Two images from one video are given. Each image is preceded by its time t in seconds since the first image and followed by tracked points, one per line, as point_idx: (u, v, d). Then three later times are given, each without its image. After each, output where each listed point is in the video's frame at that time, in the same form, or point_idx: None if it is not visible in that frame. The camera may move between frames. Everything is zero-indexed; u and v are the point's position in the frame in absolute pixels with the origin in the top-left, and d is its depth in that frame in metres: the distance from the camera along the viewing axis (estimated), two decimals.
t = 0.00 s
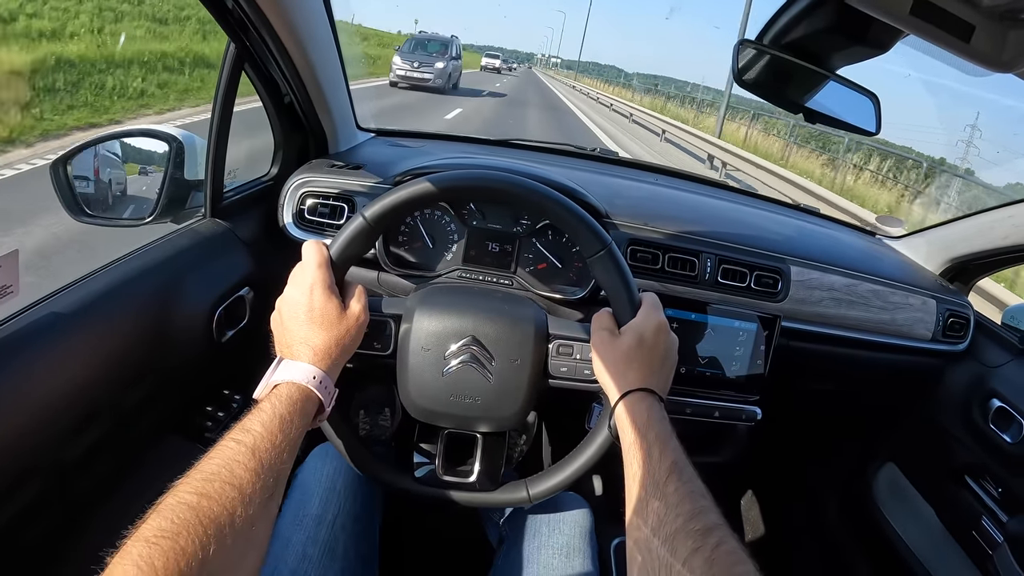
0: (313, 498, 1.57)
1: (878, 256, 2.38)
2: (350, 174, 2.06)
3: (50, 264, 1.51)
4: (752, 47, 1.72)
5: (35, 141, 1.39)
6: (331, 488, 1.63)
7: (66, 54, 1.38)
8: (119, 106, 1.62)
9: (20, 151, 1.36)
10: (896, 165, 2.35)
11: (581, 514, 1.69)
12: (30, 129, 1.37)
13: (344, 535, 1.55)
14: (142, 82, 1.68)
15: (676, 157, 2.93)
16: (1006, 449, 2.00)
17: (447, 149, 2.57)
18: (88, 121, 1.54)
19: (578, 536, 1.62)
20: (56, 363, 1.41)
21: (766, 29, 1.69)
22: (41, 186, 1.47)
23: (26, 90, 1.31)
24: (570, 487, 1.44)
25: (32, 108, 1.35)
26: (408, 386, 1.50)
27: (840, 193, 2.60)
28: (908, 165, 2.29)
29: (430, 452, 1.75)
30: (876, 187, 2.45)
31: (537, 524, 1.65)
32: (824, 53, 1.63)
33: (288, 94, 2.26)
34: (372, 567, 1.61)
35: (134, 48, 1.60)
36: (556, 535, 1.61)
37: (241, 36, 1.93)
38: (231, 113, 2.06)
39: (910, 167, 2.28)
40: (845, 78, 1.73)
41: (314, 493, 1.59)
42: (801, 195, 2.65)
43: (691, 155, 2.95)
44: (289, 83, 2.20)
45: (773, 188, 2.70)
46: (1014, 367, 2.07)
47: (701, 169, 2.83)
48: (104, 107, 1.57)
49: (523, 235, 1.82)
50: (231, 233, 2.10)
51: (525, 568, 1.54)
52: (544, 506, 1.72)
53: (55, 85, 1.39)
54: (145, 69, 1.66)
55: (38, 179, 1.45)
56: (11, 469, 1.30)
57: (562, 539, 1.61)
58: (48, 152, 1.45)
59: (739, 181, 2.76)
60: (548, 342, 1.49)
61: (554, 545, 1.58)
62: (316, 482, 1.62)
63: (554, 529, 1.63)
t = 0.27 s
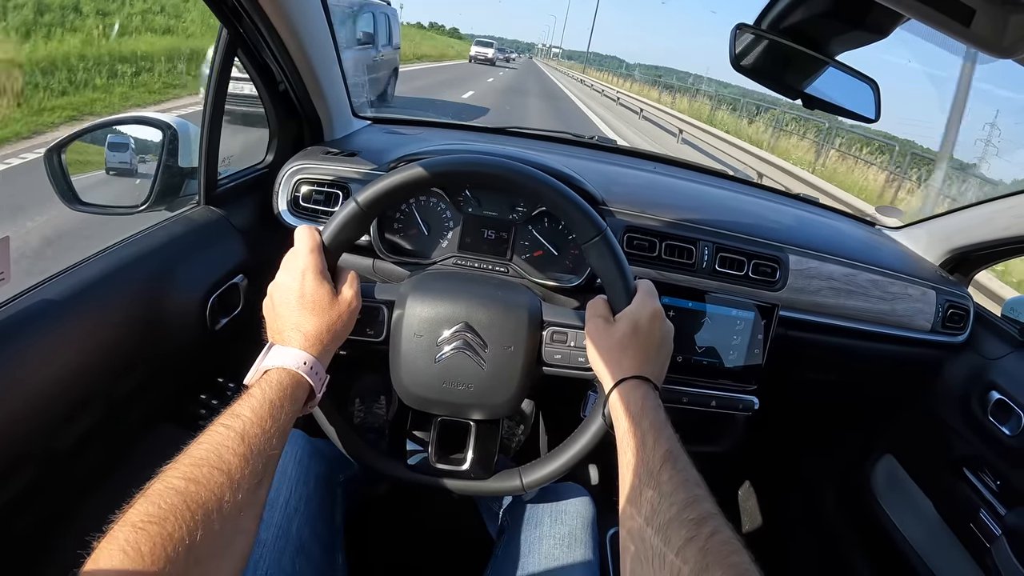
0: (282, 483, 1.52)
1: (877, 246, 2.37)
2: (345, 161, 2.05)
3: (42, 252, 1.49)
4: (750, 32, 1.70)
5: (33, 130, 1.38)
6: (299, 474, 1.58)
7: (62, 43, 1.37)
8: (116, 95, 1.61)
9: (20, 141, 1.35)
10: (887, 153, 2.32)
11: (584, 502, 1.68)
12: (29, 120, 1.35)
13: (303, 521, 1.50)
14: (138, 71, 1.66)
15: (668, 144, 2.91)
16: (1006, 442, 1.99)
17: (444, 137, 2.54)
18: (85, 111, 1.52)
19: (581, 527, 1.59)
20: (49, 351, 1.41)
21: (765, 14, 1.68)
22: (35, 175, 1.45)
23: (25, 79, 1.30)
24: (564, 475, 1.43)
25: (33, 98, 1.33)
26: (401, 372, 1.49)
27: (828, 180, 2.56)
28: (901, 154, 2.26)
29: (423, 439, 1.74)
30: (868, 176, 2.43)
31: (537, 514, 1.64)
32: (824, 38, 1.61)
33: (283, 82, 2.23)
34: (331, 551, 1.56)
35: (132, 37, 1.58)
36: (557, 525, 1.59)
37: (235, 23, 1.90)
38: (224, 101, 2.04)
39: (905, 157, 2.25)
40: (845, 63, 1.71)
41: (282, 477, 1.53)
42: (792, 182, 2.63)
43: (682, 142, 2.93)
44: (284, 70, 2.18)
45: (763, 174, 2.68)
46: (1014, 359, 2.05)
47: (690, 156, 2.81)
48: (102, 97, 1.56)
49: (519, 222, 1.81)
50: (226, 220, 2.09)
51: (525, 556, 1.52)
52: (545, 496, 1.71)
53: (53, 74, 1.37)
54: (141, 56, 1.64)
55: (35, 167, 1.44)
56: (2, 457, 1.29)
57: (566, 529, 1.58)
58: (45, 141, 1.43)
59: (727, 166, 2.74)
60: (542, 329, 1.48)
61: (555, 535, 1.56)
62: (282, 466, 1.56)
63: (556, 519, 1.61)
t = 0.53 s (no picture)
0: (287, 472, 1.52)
1: (879, 238, 2.37)
2: (348, 150, 2.04)
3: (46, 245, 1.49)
4: (754, 23, 1.70)
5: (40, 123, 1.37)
6: (301, 461, 1.58)
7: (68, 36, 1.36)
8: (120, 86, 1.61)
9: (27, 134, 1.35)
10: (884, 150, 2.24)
11: (587, 491, 1.69)
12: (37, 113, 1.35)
13: (306, 510, 1.50)
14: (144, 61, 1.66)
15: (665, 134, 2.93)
16: (1005, 435, 2.00)
17: (446, 126, 2.54)
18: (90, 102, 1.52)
19: (585, 515, 1.60)
20: (54, 341, 1.41)
21: (769, 4, 1.66)
22: (42, 168, 1.45)
23: (31, 72, 1.29)
24: (567, 464, 1.44)
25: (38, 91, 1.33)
26: (405, 360, 1.50)
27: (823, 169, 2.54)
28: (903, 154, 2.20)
29: (426, 428, 1.76)
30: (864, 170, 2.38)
31: (542, 502, 1.64)
32: (827, 30, 1.60)
33: (285, 70, 2.24)
34: (334, 540, 1.56)
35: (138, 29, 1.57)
36: (563, 513, 1.60)
37: (238, 11, 1.92)
38: (227, 92, 2.04)
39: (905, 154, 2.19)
40: (848, 54, 1.71)
41: (285, 466, 1.54)
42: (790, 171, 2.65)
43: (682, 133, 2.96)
44: (286, 59, 2.19)
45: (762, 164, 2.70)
46: (1014, 352, 2.06)
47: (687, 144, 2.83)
48: (107, 87, 1.56)
49: (522, 212, 1.80)
50: (229, 209, 2.09)
51: (530, 544, 1.53)
52: (549, 484, 1.72)
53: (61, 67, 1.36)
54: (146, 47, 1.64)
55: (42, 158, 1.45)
56: (7, 446, 1.29)
57: (569, 517, 1.59)
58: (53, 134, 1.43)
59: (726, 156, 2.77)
60: (546, 318, 1.48)
61: (560, 523, 1.57)
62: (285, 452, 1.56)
63: (561, 508, 1.62)
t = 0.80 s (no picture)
0: (282, 461, 1.51)
1: (885, 227, 2.35)
2: (348, 135, 2.01)
3: (41, 230, 1.46)
4: (763, 6, 1.65)
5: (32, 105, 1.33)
6: (297, 451, 1.57)
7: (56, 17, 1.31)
8: (115, 68, 1.57)
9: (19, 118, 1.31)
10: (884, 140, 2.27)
11: (591, 480, 1.67)
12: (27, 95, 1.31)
13: (302, 499, 1.48)
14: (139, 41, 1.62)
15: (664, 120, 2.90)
16: (1010, 427, 1.98)
17: (447, 112, 2.50)
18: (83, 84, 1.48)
19: (589, 505, 1.58)
20: (49, 327, 1.38)
21: None
22: (37, 153, 1.43)
23: (21, 54, 1.25)
24: (571, 453, 1.41)
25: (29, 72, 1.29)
26: (407, 346, 1.47)
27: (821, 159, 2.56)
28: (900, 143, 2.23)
29: (427, 416, 1.70)
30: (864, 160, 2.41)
31: (546, 492, 1.62)
32: (837, 14, 1.55)
33: (284, 53, 2.22)
34: (332, 529, 1.53)
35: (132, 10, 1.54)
36: (566, 503, 1.58)
37: None
38: (225, 78, 2.01)
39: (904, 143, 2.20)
40: (858, 40, 1.66)
41: (283, 455, 1.53)
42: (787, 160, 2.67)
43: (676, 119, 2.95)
44: (286, 41, 2.17)
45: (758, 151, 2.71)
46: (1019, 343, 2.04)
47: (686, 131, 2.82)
48: (99, 69, 1.52)
49: (525, 197, 1.78)
50: (226, 194, 2.05)
51: (532, 535, 1.51)
52: (552, 473, 1.70)
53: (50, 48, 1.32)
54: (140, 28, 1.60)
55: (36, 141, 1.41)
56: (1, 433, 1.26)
57: (573, 507, 1.57)
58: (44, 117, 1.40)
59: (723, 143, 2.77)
60: (551, 303, 1.46)
61: (563, 513, 1.55)
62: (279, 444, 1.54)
63: (565, 497, 1.60)
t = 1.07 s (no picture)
0: (288, 463, 1.52)
1: (885, 227, 2.35)
2: (349, 135, 2.01)
3: (43, 231, 1.46)
4: (764, 7, 1.65)
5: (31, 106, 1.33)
6: (305, 451, 1.57)
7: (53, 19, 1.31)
8: (116, 69, 1.58)
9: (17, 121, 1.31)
10: (890, 141, 2.27)
11: (592, 480, 1.67)
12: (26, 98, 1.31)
13: (310, 499, 1.48)
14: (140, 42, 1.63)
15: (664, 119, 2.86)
16: (1010, 427, 1.99)
17: (448, 112, 2.51)
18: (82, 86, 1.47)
19: (589, 505, 1.58)
20: (52, 327, 1.39)
21: None
22: (38, 152, 1.43)
23: (22, 54, 1.25)
24: (572, 452, 1.42)
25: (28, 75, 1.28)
26: (409, 345, 1.48)
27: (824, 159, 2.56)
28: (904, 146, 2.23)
29: (430, 415, 1.70)
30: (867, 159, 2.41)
31: (547, 492, 1.62)
32: (838, 15, 1.55)
33: (285, 53, 2.23)
34: (339, 530, 1.54)
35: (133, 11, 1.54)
36: (567, 503, 1.58)
37: None
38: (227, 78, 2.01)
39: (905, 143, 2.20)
40: (859, 40, 1.66)
41: (287, 454, 1.53)
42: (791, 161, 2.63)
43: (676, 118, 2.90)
44: (288, 42, 2.18)
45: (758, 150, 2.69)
46: (1019, 343, 2.04)
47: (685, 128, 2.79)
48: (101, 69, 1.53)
49: (526, 197, 1.78)
50: (228, 195, 2.05)
51: (533, 534, 1.52)
52: (553, 473, 1.70)
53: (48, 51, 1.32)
54: (142, 29, 1.60)
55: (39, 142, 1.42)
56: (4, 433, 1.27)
57: (574, 507, 1.57)
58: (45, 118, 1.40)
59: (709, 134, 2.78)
60: (553, 303, 1.46)
61: (564, 512, 1.55)
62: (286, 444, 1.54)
63: (566, 497, 1.60)
